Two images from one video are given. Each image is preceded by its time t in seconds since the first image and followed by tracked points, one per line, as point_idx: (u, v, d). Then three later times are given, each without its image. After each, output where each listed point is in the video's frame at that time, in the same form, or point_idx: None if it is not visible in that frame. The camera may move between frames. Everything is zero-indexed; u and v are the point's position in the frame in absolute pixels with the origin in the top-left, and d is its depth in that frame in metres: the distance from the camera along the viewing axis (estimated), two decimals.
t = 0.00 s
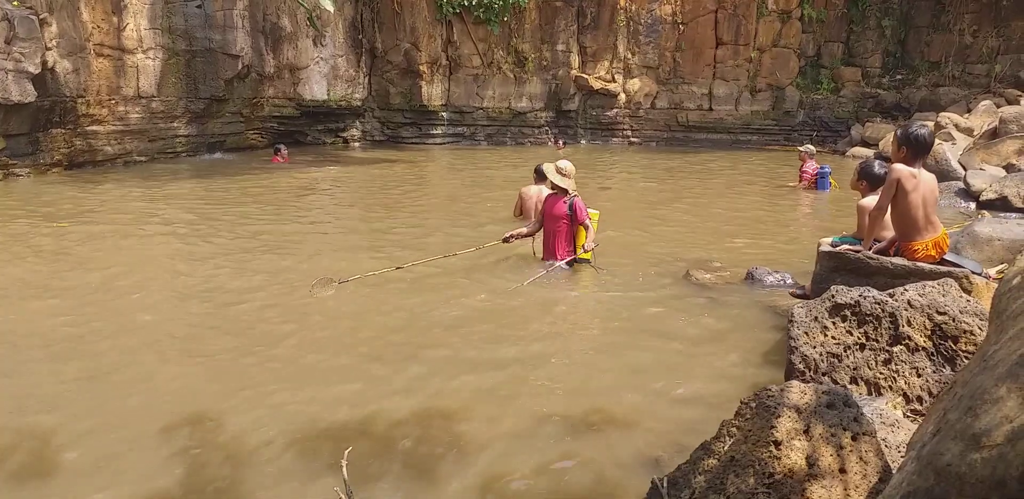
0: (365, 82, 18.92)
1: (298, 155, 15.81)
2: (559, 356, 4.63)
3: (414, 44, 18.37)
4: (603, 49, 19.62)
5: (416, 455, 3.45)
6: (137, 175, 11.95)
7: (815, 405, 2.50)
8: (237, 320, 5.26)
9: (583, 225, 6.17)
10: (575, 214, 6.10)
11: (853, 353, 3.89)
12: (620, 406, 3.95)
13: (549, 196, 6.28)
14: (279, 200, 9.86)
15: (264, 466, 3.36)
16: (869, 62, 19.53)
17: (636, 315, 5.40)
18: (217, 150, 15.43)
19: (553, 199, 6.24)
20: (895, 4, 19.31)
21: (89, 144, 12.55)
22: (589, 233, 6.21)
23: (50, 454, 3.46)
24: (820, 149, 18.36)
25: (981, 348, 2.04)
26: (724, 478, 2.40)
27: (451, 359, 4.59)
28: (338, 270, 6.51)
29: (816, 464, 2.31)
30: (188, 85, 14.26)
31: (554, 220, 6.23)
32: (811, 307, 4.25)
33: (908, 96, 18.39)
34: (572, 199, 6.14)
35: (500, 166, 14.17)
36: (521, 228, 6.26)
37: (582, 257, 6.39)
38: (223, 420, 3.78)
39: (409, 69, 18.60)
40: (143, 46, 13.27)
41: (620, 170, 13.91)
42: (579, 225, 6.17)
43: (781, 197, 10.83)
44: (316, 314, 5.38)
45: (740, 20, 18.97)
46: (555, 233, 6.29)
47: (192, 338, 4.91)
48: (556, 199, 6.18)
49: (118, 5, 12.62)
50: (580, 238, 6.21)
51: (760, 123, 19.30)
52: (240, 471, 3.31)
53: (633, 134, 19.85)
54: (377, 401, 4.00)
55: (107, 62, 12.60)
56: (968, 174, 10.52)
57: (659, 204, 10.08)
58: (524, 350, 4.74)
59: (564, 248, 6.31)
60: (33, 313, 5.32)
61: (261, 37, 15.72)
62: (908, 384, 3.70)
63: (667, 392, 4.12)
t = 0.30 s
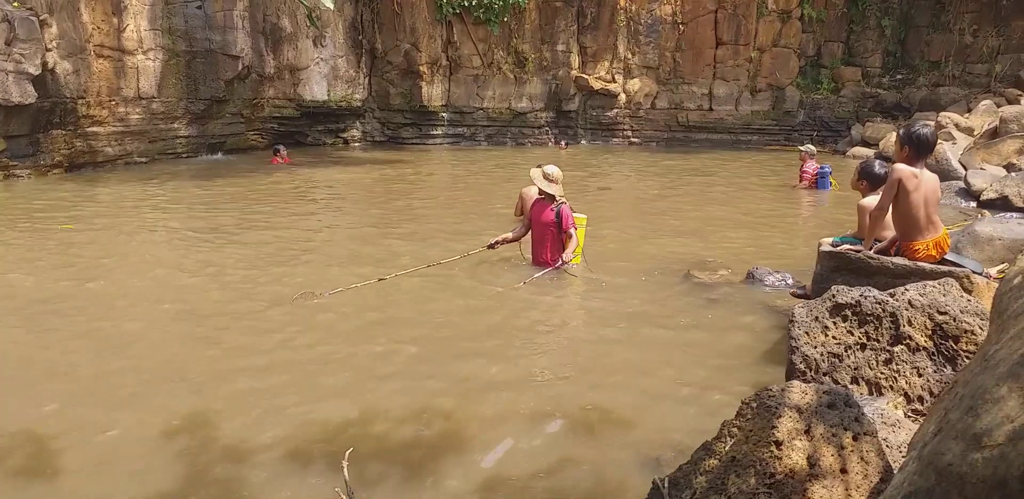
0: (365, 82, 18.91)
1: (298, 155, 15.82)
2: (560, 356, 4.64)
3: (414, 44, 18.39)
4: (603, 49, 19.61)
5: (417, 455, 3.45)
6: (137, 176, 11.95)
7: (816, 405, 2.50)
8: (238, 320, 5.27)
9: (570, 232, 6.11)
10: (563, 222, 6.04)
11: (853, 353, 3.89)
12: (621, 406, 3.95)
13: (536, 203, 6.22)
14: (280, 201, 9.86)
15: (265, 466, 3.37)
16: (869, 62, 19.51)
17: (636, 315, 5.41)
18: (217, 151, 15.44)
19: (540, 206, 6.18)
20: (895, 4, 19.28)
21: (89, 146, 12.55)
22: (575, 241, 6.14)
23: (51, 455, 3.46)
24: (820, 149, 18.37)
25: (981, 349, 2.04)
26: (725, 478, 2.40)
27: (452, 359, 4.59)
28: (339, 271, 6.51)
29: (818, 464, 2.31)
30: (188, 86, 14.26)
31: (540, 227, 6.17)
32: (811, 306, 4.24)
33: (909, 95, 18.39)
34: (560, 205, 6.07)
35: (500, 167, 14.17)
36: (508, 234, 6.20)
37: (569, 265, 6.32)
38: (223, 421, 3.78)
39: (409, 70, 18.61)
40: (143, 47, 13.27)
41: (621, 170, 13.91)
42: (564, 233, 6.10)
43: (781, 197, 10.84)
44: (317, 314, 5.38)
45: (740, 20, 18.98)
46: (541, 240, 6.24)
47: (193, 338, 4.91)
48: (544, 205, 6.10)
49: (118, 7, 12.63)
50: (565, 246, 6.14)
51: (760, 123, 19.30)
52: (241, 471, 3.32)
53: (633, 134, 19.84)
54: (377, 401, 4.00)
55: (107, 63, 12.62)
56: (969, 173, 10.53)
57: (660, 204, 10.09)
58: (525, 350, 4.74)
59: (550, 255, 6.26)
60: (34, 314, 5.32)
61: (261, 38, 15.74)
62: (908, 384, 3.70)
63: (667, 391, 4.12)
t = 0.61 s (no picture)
0: (364, 81, 18.95)
1: (299, 154, 15.85)
2: (559, 354, 4.64)
3: (413, 43, 18.40)
4: (603, 48, 19.60)
5: (417, 454, 3.45)
6: (137, 175, 11.96)
7: (815, 403, 2.49)
8: (238, 319, 5.27)
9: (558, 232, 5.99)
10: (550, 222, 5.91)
11: (853, 351, 3.89)
12: (620, 404, 3.95)
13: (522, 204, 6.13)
14: (280, 200, 9.87)
15: (266, 464, 3.37)
16: (869, 61, 19.47)
17: (636, 314, 5.41)
18: (217, 150, 15.45)
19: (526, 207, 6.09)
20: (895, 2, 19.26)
21: (89, 145, 12.54)
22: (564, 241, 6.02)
23: (50, 454, 3.46)
24: (820, 147, 18.40)
25: (981, 347, 2.04)
26: (725, 477, 2.40)
27: (451, 357, 4.59)
28: (339, 270, 6.52)
29: (818, 463, 2.30)
30: (188, 85, 14.26)
31: (528, 229, 6.08)
32: (811, 305, 4.24)
33: (909, 94, 18.39)
34: (547, 206, 5.93)
35: (500, 166, 14.17)
36: (498, 238, 6.11)
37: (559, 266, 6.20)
38: (223, 420, 3.78)
39: (408, 69, 18.61)
40: (143, 46, 13.27)
41: (620, 169, 13.93)
42: (552, 233, 6.01)
43: (781, 196, 10.84)
44: (317, 313, 5.38)
45: (740, 19, 18.97)
46: (530, 241, 6.14)
47: (192, 337, 4.91)
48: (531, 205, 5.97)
49: (117, 6, 12.63)
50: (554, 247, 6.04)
51: (760, 122, 19.35)
52: (240, 470, 3.32)
53: (633, 132, 19.76)
54: (376, 400, 4.00)
55: (106, 62, 12.60)
56: (968, 172, 10.53)
57: (660, 203, 10.09)
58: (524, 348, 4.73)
59: (541, 256, 6.17)
60: (34, 313, 5.33)
61: (261, 37, 15.75)
62: (908, 382, 3.71)
63: (667, 390, 4.12)
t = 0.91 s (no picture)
0: (361, 79, 18.90)
1: (294, 152, 15.82)
2: (554, 353, 4.65)
3: (409, 42, 18.41)
4: (599, 47, 19.59)
5: (412, 453, 3.45)
6: (132, 173, 11.91)
7: (810, 403, 2.49)
8: (232, 317, 5.25)
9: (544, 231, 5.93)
10: (534, 221, 5.86)
11: (848, 350, 3.90)
12: (615, 403, 3.95)
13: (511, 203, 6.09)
14: (275, 198, 9.84)
15: (260, 463, 3.36)
16: (865, 60, 19.49)
17: (631, 313, 5.41)
18: (213, 148, 15.43)
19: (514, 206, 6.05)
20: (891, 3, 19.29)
21: (83, 143, 12.49)
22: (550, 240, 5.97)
23: (43, 453, 3.45)
24: (816, 147, 18.42)
25: (975, 346, 2.05)
26: (720, 475, 2.40)
27: (446, 356, 4.58)
28: (334, 268, 6.50)
29: (812, 461, 2.31)
30: (183, 83, 14.23)
31: (513, 229, 6.05)
32: (806, 303, 4.25)
33: (904, 94, 18.43)
34: (532, 205, 5.89)
35: (495, 164, 14.17)
36: (486, 238, 6.10)
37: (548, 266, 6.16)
38: (216, 419, 3.77)
39: (404, 67, 18.61)
40: (138, 43, 13.21)
41: (616, 167, 13.93)
42: (537, 233, 5.96)
43: (777, 195, 10.86)
44: (311, 312, 5.37)
45: (736, 18, 18.99)
46: (517, 241, 6.11)
47: (185, 336, 4.88)
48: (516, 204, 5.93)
49: (112, 3, 12.56)
50: (539, 248, 6.00)
51: (756, 121, 19.34)
52: (234, 469, 3.31)
53: (629, 131, 19.89)
54: (370, 399, 3.99)
55: (101, 60, 12.54)
56: (963, 172, 10.57)
57: (656, 202, 10.09)
58: (519, 347, 4.73)
59: (528, 256, 6.13)
60: (27, 312, 5.29)
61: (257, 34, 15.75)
62: (902, 381, 3.72)
63: (661, 389, 4.13)
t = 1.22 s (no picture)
0: (350, 73, 18.83)
1: (283, 146, 15.76)
2: (544, 348, 4.65)
3: (399, 35, 18.38)
4: (590, 42, 19.58)
5: (402, 447, 3.45)
6: (119, 167, 11.83)
7: (799, 397, 2.50)
8: (221, 312, 5.23)
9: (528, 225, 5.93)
10: (519, 215, 5.86)
11: (837, 345, 3.92)
12: (604, 398, 3.95)
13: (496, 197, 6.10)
14: (264, 192, 9.80)
15: (248, 459, 3.35)
16: (854, 56, 19.55)
17: (620, 307, 5.42)
18: (201, 142, 15.35)
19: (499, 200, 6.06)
20: None
21: (70, 135, 12.41)
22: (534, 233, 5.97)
23: (29, 449, 3.42)
24: (805, 143, 18.50)
25: (962, 340, 2.06)
26: (709, 469, 2.41)
27: (436, 351, 4.58)
28: (323, 262, 6.48)
29: (800, 456, 2.32)
30: (172, 76, 14.15)
31: (499, 223, 6.06)
32: (794, 298, 4.26)
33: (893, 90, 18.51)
34: (516, 199, 5.88)
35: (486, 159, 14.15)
36: (472, 234, 6.10)
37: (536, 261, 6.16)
38: (205, 414, 3.75)
39: (394, 61, 18.60)
40: (125, 36, 13.10)
41: (606, 163, 13.94)
42: (521, 228, 5.97)
43: (766, 191, 10.89)
44: (300, 307, 5.35)
45: (726, 13, 19.08)
46: (502, 235, 6.12)
47: (173, 331, 4.86)
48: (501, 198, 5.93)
49: None
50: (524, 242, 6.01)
51: (745, 116, 19.31)
52: (223, 464, 3.29)
53: (620, 127, 19.82)
54: (359, 394, 3.98)
55: (88, 53, 12.42)
56: (951, 168, 10.62)
57: (646, 198, 10.11)
58: (508, 342, 4.73)
59: (513, 250, 6.13)
60: (13, 307, 5.25)
61: (245, 28, 15.67)
62: (890, 376, 3.74)
63: (651, 383, 4.14)
